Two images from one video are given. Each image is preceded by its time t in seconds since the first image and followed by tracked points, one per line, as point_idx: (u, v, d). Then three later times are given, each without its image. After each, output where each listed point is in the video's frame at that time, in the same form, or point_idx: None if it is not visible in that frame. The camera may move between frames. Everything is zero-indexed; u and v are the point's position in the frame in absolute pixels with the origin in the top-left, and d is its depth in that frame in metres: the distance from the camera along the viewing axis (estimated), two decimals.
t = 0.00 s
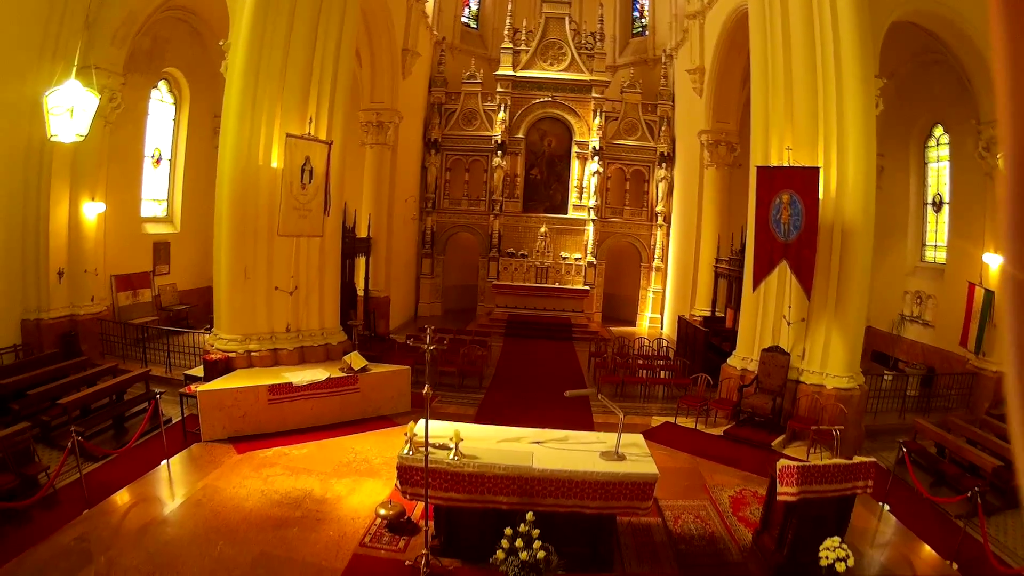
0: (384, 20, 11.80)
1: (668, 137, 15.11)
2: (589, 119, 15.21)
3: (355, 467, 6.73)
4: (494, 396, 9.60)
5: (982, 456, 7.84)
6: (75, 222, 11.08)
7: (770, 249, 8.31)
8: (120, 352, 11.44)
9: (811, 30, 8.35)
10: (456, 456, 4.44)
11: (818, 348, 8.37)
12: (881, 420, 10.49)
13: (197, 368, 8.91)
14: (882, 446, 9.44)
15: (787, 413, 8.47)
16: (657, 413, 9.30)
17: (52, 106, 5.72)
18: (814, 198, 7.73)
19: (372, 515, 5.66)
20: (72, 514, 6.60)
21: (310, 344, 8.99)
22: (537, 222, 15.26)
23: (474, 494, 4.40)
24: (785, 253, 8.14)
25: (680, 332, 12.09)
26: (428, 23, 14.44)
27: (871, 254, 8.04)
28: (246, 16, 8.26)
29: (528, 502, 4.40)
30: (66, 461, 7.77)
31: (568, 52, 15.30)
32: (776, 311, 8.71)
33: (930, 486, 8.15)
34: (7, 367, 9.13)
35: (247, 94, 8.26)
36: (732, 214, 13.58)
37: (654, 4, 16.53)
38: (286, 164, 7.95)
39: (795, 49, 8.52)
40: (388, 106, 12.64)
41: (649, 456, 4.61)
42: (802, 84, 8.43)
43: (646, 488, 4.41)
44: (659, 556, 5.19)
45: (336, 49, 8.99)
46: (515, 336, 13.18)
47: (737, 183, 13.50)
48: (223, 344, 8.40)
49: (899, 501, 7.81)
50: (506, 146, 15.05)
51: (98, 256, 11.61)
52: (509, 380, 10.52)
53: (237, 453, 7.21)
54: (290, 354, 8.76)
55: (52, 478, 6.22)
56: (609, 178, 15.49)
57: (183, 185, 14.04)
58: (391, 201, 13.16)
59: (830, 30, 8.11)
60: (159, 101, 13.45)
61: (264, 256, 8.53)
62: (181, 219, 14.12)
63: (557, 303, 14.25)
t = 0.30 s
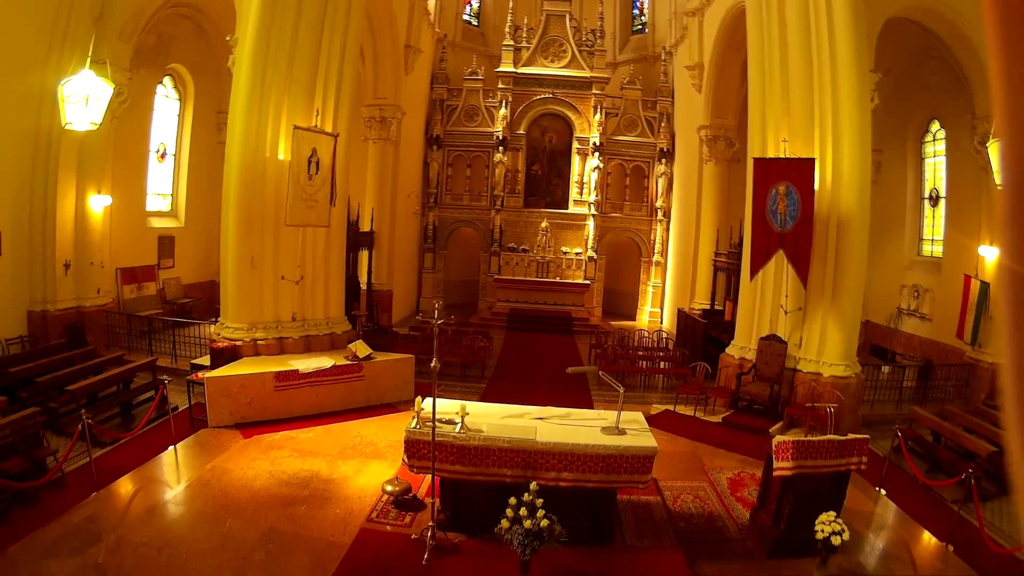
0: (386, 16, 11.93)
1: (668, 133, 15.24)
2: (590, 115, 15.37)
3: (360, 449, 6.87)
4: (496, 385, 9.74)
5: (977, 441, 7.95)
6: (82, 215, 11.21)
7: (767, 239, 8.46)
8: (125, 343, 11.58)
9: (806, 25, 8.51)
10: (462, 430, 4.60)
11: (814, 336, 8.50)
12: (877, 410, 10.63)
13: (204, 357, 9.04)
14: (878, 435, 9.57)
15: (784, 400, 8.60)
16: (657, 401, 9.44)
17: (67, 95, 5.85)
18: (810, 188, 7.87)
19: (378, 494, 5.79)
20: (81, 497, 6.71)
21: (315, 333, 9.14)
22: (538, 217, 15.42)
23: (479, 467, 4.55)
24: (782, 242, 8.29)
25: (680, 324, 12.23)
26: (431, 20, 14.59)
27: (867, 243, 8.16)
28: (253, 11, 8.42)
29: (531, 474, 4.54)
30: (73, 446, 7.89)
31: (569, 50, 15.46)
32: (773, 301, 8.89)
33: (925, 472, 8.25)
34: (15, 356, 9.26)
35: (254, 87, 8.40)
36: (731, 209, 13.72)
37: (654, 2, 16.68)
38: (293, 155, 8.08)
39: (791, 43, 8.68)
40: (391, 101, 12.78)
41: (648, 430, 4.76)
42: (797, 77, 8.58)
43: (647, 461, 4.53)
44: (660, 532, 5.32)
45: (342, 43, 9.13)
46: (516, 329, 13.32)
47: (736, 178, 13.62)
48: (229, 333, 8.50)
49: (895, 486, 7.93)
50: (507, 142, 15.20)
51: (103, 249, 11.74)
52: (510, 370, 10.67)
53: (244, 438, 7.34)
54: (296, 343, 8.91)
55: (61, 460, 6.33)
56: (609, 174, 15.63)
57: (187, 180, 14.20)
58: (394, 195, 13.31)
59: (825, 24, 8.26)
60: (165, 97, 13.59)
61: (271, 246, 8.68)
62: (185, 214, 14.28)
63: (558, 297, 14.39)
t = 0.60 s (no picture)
0: (389, 15, 12.08)
1: (667, 131, 15.39)
2: (590, 114, 15.52)
3: (365, 436, 6.97)
4: (498, 378, 9.85)
5: (973, 430, 8.06)
6: (88, 210, 11.31)
7: (764, 232, 8.59)
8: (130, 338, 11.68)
9: (802, 22, 8.65)
10: (467, 410, 4.71)
11: (812, 328, 8.62)
12: (874, 402, 10.76)
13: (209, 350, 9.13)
14: (876, 426, 9.68)
15: (783, 391, 8.72)
16: (657, 394, 9.55)
17: (80, 86, 5.97)
18: (806, 182, 8.00)
19: (385, 477, 5.89)
20: (88, 483, 6.80)
21: (320, 326, 9.26)
22: (539, 215, 15.56)
23: (484, 445, 4.65)
24: (779, 235, 8.42)
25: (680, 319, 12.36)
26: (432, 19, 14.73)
27: (864, 236, 8.29)
28: (259, 9, 8.57)
29: (535, 452, 4.64)
30: (80, 435, 7.99)
31: (569, 49, 15.63)
32: (771, 293, 9.04)
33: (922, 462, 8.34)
34: (22, 348, 9.36)
35: (261, 83, 8.53)
36: (730, 206, 13.86)
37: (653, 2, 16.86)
38: (299, 150, 8.21)
39: (788, 40, 8.82)
40: (393, 99, 12.91)
41: (649, 411, 4.87)
42: (794, 74, 8.73)
43: (647, 440, 4.64)
44: (661, 512, 5.43)
45: (346, 40, 9.26)
46: (517, 325, 13.44)
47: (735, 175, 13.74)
48: (235, 325, 8.61)
49: (892, 474, 8.03)
50: (509, 140, 15.35)
51: (108, 244, 11.85)
52: (512, 364, 10.78)
53: (250, 426, 7.44)
54: (301, 335, 9.02)
55: (70, 447, 6.43)
56: (609, 172, 15.77)
57: (191, 177, 14.32)
58: (396, 192, 13.42)
59: (821, 21, 8.39)
60: (169, 95, 13.71)
61: (276, 239, 8.80)
62: (189, 211, 14.41)
63: (558, 293, 14.52)
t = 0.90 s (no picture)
0: (391, 13, 12.20)
1: (667, 129, 15.51)
2: (589, 112, 15.66)
3: (369, 425, 7.07)
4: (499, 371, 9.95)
5: (969, 421, 8.15)
6: (92, 207, 11.39)
7: (761, 225, 8.70)
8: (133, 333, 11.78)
9: (799, 19, 8.77)
10: (472, 393, 4.82)
11: (809, 321, 8.73)
12: (871, 395, 10.88)
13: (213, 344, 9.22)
14: (874, 418, 9.79)
15: (781, 383, 8.83)
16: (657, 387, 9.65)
17: (91, 80, 6.08)
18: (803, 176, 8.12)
19: (390, 464, 5.99)
20: (95, 472, 6.88)
21: (323, 319, 9.38)
22: (539, 212, 15.68)
23: (488, 428, 4.76)
24: (776, 228, 8.53)
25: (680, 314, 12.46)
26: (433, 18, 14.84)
27: (860, 229, 8.41)
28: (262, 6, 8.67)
29: (538, 435, 4.75)
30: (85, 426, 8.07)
31: (569, 48, 15.78)
32: (768, 287, 9.15)
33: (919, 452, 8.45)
34: (28, 342, 9.46)
35: (266, 79, 8.62)
36: (728, 203, 13.98)
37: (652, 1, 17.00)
38: (304, 145, 8.32)
39: (785, 37, 8.93)
40: (395, 97, 13.01)
41: (648, 395, 4.98)
42: (791, 70, 8.84)
43: (647, 423, 4.75)
44: (660, 496, 5.54)
45: (348, 37, 9.37)
46: (518, 321, 13.54)
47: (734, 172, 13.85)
48: (239, 318, 8.69)
49: (889, 463, 8.14)
50: (509, 138, 15.48)
51: (112, 241, 11.94)
52: (513, 358, 10.89)
53: (255, 416, 7.54)
54: (304, 329, 9.13)
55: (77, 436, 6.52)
56: (609, 170, 15.88)
57: (194, 174, 14.42)
58: (397, 190, 13.52)
59: (817, 18, 8.52)
60: (172, 93, 13.82)
61: (280, 233, 8.90)
62: (191, 208, 14.51)
63: (558, 290, 14.62)
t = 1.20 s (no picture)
0: (392, 11, 12.33)
1: (665, 128, 15.67)
2: (588, 110, 15.81)
3: (373, 414, 7.20)
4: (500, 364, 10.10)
5: (963, 412, 8.30)
6: (96, 202, 11.50)
7: (757, 220, 8.84)
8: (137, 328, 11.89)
9: (795, 17, 8.93)
10: (475, 378, 4.96)
11: (805, 314, 8.88)
12: (867, 388, 11.04)
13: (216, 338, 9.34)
14: (869, 410, 9.94)
15: (776, 375, 8.98)
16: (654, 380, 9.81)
17: (101, 75, 6.19)
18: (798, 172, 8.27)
19: (394, 451, 6.11)
20: (104, 460, 7.00)
21: (327, 312, 9.54)
22: (538, 210, 15.85)
23: (491, 412, 4.90)
24: (771, 223, 8.68)
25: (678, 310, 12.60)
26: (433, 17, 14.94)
27: (854, 224, 8.56)
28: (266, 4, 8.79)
29: (539, 418, 4.89)
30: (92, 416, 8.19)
31: (568, 46, 15.92)
32: (765, 281, 9.30)
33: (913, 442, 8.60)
34: (33, 335, 9.56)
35: (270, 75, 8.74)
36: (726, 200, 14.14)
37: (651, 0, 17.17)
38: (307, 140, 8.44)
39: (781, 35, 9.09)
40: (396, 95, 13.13)
41: (646, 380, 5.13)
42: (786, 68, 8.99)
43: (645, 407, 4.89)
44: (658, 480, 5.68)
45: (351, 34, 9.50)
46: (517, 316, 13.68)
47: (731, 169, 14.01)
48: (242, 312, 8.79)
49: (883, 453, 8.28)
50: (508, 135, 15.61)
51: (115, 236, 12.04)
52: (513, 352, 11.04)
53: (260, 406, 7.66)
54: (308, 321, 9.27)
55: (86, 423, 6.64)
56: (607, 167, 16.03)
57: (196, 171, 14.54)
58: (398, 187, 13.65)
59: (813, 17, 8.67)
60: (175, 90, 13.92)
61: (284, 227, 9.02)
62: (193, 205, 14.63)
63: (557, 286, 14.76)
